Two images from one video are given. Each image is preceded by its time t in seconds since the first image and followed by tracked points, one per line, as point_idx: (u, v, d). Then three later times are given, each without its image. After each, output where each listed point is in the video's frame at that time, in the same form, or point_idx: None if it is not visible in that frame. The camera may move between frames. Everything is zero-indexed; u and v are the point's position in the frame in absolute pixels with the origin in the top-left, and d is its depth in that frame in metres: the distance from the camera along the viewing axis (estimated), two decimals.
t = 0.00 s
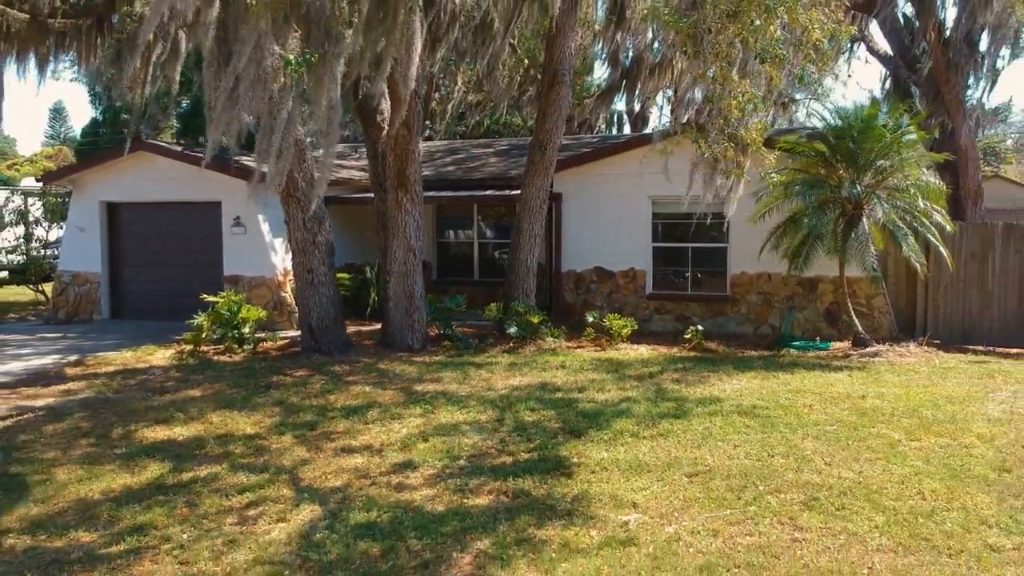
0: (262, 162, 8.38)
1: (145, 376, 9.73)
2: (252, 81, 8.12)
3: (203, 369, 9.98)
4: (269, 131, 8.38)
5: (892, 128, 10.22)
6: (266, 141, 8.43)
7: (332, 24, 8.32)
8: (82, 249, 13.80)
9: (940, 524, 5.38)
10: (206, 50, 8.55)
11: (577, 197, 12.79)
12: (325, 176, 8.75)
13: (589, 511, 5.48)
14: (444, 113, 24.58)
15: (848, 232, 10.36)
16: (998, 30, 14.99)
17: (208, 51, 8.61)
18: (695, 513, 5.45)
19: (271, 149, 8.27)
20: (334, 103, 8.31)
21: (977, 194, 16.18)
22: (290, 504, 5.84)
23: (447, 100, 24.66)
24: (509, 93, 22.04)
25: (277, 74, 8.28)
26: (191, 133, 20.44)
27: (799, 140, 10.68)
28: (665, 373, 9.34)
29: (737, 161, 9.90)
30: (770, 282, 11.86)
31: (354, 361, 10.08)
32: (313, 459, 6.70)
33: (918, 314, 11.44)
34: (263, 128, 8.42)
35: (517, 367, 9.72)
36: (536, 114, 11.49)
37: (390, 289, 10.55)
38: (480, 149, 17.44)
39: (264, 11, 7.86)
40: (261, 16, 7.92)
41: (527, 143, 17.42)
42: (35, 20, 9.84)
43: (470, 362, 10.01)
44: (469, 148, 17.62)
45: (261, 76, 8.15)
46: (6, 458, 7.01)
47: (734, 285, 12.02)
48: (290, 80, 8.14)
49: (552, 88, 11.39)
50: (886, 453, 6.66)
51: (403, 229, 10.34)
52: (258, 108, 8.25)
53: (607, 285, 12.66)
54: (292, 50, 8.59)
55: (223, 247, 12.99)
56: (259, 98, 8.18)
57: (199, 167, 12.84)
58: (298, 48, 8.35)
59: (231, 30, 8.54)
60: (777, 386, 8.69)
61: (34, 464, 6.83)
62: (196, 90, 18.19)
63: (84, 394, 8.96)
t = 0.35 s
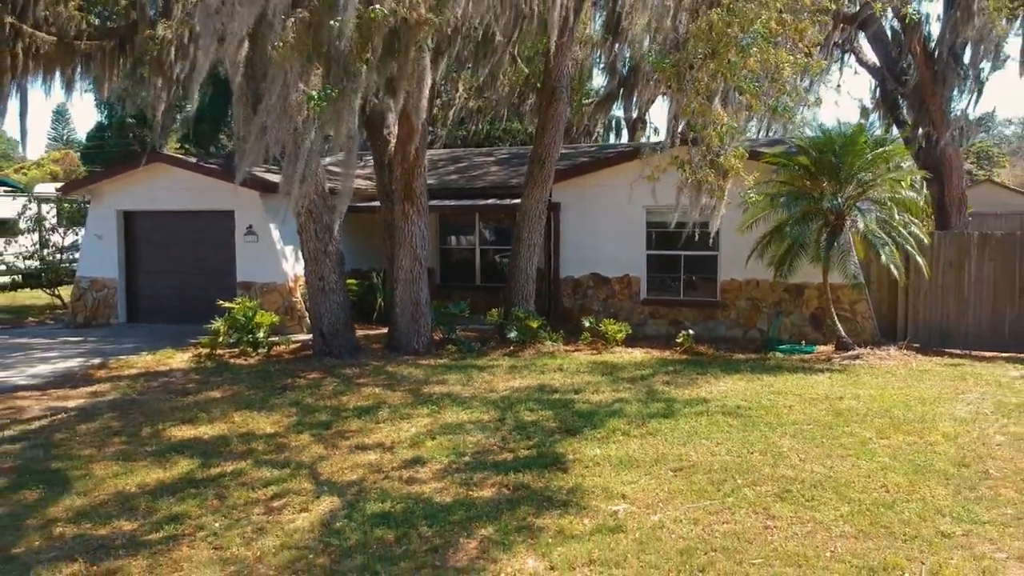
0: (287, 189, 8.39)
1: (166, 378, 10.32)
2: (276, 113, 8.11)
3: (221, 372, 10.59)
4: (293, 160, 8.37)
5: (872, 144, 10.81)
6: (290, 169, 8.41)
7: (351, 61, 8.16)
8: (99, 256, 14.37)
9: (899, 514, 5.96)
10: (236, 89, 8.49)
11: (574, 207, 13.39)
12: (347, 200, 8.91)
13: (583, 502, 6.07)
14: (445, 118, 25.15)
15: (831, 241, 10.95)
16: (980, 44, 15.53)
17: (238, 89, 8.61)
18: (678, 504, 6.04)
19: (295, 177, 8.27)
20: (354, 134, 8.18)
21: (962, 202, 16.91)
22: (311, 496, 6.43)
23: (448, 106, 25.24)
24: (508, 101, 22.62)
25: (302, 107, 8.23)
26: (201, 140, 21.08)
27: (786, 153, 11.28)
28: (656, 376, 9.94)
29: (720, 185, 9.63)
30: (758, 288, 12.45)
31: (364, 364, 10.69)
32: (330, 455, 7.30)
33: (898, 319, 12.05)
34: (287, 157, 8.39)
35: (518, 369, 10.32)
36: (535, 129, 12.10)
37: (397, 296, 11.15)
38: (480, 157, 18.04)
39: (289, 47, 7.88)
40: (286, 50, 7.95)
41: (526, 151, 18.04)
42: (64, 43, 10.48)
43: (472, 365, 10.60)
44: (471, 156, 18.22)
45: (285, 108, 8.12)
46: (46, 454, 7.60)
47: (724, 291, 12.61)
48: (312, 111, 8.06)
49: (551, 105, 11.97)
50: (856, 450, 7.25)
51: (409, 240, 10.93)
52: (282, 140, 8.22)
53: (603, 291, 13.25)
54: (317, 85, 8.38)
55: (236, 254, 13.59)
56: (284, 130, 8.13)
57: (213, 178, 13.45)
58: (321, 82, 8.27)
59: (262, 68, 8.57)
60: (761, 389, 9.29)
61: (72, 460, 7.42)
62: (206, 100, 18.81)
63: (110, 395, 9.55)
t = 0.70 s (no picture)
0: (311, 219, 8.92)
1: (188, 384, 11.02)
2: (302, 150, 8.45)
3: (239, 377, 11.29)
4: (316, 192, 8.78)
5: (851, 163, 11.51)
6: (315, 200, 8.87)
7: (367, 100, 8.43)
8: (118, 266, 15.05)
9: (858, 508, 6.64)
10: (265, 127, 8.75)
11: (571, 220, 14.11)
12: (367, 227, 9.29)
13: (575, 498, 6.76)
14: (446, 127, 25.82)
15: (812, 255, 11.64)
16: (960, 62, 16.18)
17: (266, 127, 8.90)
18: (660, 500, 6.73)
19: (320, 208, 8.73)
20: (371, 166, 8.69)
21: (944, 212, 17.68)
22: (330, 492, 7.12)
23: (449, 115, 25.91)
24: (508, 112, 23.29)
25: (325, 144, 8.56)
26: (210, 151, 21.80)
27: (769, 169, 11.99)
28: (646, 382, 10.63)
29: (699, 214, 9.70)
30: (744, 298, 13.14)
31: (373, 370, 11.38)
32: (345, 455, 7.99)
33: (877, 327, 12.72)
34: (312, 189, 8.78)
35: (517, 375, 11.02)
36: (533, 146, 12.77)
37: (403, 306, 11.85)
38: (481, 168, 18.72)
39: (315, 91, 8.20)
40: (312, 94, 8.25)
41: (525, 163, 18.72)
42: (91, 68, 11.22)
43: (474, 370, 11.31)
44: (472, 168, 18.92)
45: (310, 147, 8.45)
46: (84, 455, 8.29)
47: (713, 300, 13.31)
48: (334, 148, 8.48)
49: (548, 124, 12.64)
50: (826, 451, 7.95)
51: (415, 253, 11.59)
52: (307, 175, 8.63)
53: (598, 299, 13.95)
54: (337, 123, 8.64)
55: (249, 264, 14.29)
56: (309, 167, 8.54)
57: (227, 193, 14.14)
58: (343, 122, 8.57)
59: (289, 106, 8.86)
60: (743, 394, 9.97)
61: (109, 460, 8.12)
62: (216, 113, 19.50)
63: (137, 400, 10.24)
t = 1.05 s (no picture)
0: (330, 252, 8.93)
1: (206, 391, 11.70)
2: (322, 185, 8.49)
3: (253, 385, 11.97)
4: (336, 224, 8.87)
5: (830, 184, 12.19)
6: (333, 231, 8.95)
7: (381, 138, 8.63)
8: (134, 276, 15.73)
9: (824, 509, 7.32)
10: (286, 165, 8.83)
11: (567, 233, 14.81)
12: (382, 246, 9.54)
13: (568, 500, 7.42)
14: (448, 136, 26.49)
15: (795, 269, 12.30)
16: (941, 81, 16.61)
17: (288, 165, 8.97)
18: (645, 501, 7.40)
19: (338, 239, 8.87)
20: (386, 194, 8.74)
21: (928, 223, 18.45)
22: (344, 495, 7.78)
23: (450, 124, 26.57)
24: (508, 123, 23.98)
25: (343, 178, 8.57)
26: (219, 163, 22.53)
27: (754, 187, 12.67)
28: (636, 390, 11.29)
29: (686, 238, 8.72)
30: (732, 308, 13.80)
31: (380, 377, 12.07)
32: (357, 460, 8.66)
33: (859, 336, 13.36)
34: (330, 221, 8.83)
35: (516, 383, 11.69)
36: (532, 165, 13.43)
37: (409, 317, 12.54)
38: (481, 180, 19.41)
39: (333, 131, 8.33)
40: (330, 133, 8.37)
41: (524, 174, 19.41)
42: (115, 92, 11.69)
43: (476, 378, 12.00)
44: (472, 180, 19.58)
45: (330, 181, 8.48)
46: (115, 460, 8.98)
47: (702, 310, 13.99)
48: (351, 182, 8.42)
49: (545, 144, 13.30)
50: (800, 455, 8.63)
51: (419, 268, 12.27)
52: (327, 210, 8.61)
53: (593, 309, 14.63)
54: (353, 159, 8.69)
55: (260, 275, 14.96)
56: (328, 202, 8.52)
57: (239, 207, 14.81)
58: (359, 159, 8.61)
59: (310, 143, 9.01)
60: (728, 402, 10.65)
61: (138, 465, 8.79)
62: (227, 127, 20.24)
63: (159, 407, 10.92)
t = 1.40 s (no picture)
0: (346, 286, 8.97)
1: (222, 403, 12.47)
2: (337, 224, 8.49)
3: (266, 397, 12.75)
4: (350, 259, 8.88)
5: (808, 208, 13.01)
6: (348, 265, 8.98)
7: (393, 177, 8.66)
8: (150, 291, 16.51)
9: (792, 517, 8.08)
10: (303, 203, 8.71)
11: (562, 251, 15.59)
12: (394, 271, 9.67)
13: (559, 508, 8.20)
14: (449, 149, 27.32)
15: (776, 288, 13.08)
16: (920, 104, 17.58)
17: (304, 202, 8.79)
18: (630, 509, 8.17)
19: (353, 274, 8.88)
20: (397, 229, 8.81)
21: (910, 238, 19.27)
22: (355, 503, 8.56)
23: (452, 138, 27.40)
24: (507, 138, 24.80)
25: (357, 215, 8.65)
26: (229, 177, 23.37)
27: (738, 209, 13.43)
28: (626, 403, 12.07)
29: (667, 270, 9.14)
30: (718, 323, 14.57)
31: (385, 390, 12.84)
32: (366, 471, 9.44)
33: (838, 350, 14.13)
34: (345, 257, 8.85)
35: (513, 396, 12.46)
36: (529, 188, 14.19)
37: (412, 333, 13.31)
38: (481, 196, 20.20)
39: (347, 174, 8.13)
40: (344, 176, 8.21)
41: (522, 190, 20.20)
42: (135, 123, 12.30)
43: (476, 391, 12.78)
44: (472, 196, 20.37)
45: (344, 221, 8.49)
46: (143, 470, 9.76)
47: (690, 325, 14.78)
48: (366, 222, 8.50)
49: (541, 168, 14.04)
50: (774, 467, 9.39)
51: (422, 288, 13.00)
52: (343, 247, 8.68)
53: (587, 323, 15.41)
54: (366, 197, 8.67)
55: (270, 290, 15.74)
56: (344, 239, 8.60)
57: (251, 226, 15.56)
58: (373, 199, 8.59)
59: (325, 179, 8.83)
60: (711, 415, 11.42)
61: (165, 475, 9.57)
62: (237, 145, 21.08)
63: (180, 419, 11.70)
